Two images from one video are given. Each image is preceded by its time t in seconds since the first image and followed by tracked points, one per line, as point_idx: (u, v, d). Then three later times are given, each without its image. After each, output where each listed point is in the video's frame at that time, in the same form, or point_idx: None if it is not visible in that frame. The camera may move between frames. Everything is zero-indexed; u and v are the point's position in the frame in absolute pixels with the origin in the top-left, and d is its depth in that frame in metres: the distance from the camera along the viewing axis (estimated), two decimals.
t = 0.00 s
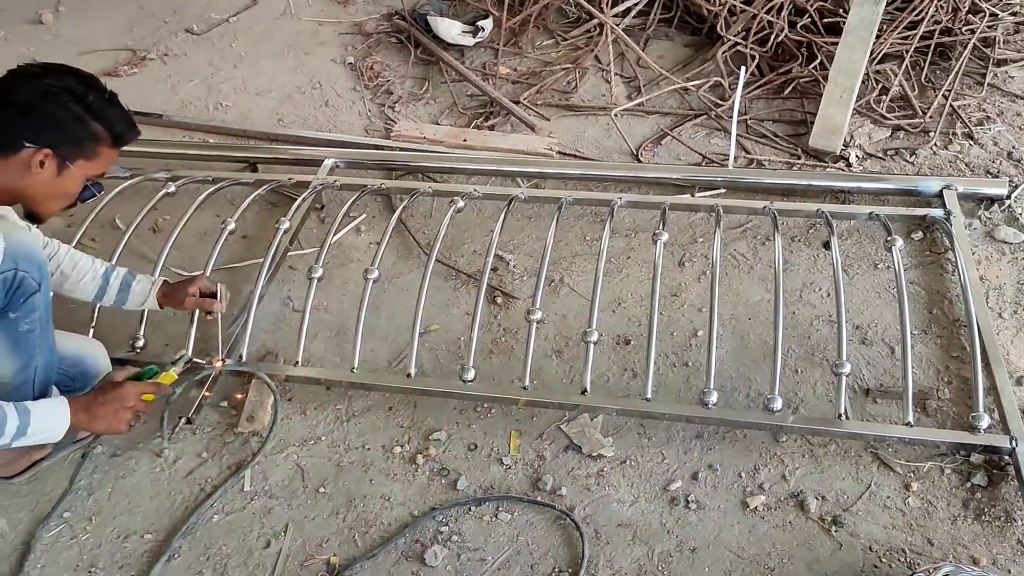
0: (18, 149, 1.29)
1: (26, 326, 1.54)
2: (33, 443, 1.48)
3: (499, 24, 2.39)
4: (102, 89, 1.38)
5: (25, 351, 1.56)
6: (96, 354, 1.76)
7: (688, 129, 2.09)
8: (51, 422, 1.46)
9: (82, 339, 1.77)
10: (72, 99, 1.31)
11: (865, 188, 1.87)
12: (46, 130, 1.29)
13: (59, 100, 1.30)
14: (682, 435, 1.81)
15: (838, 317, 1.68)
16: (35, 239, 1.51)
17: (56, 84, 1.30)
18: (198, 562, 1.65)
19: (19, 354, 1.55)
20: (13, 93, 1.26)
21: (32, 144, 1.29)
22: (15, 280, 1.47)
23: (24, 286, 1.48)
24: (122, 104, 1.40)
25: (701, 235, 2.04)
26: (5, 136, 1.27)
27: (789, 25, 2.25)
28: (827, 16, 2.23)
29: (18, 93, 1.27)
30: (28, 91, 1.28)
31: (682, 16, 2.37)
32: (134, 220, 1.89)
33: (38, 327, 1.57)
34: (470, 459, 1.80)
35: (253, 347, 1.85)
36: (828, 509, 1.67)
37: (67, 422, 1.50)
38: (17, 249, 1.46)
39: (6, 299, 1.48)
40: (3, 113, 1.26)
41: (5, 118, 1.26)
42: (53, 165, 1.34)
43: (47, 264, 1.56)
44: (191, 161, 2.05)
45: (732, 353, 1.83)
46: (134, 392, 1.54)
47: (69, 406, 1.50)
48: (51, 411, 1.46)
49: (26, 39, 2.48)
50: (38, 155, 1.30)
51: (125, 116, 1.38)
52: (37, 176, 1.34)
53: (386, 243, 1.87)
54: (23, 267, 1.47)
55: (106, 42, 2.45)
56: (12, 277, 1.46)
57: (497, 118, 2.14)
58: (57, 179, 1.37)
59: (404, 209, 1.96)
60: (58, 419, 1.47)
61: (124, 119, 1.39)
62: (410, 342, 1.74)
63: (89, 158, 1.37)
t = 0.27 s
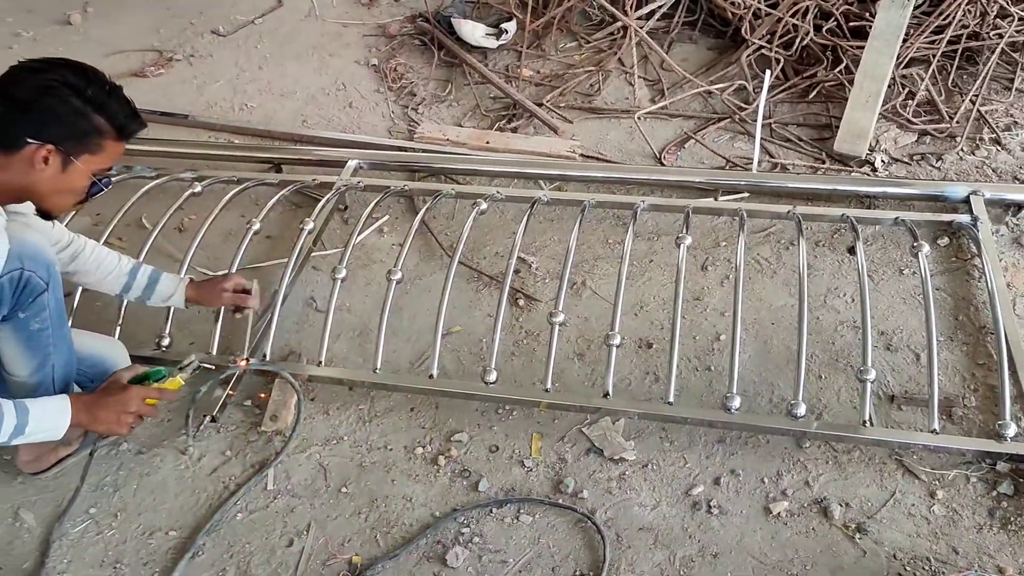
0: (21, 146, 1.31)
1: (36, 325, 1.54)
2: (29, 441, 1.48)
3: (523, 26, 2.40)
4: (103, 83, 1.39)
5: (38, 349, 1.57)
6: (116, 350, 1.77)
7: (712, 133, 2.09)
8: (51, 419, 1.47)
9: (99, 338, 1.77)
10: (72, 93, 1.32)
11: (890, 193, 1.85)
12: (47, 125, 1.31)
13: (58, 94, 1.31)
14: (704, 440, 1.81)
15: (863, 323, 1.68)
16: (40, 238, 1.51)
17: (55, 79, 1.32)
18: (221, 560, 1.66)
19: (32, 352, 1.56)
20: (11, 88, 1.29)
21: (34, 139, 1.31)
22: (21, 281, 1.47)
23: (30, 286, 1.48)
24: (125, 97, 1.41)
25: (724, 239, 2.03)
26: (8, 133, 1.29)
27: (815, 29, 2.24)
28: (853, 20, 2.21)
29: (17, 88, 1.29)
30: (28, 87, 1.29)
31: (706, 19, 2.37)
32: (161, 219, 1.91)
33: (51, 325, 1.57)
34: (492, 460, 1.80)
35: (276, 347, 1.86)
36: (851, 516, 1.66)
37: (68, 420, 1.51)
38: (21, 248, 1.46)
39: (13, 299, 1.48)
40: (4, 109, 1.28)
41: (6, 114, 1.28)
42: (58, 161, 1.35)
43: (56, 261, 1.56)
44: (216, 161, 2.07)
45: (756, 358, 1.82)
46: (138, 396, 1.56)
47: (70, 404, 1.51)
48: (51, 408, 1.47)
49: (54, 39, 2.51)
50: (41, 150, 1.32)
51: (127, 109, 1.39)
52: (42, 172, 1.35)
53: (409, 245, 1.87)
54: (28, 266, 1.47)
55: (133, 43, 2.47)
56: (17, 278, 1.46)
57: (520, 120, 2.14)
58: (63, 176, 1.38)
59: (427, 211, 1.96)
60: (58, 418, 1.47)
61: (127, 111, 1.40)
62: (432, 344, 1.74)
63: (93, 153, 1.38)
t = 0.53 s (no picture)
0: (36, 146, 1.32)
1: (57, 322, 1.54)
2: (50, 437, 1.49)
3: (549, 31, 2.41)
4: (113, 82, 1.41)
5: (60, 347, 1.57)
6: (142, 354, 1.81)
7: (738, 138, 2.09)
8: (71, 416, 1.47)
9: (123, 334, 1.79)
10: (83, 92, 1.34)
11: (919, 201, 1.84)
12: (60, 124, 1.33)
13: (69, 93, 1.33)
14: (729, 446, 1.81)
15: (892, 331, 1.66)
16: (58, 236, 1.50)
17: (66, 78, 1.34)
18: (247, 558, 1.68)
19: (55, 350, 1.56)
20: (24, 89, 1.30)
21: (48, 139, 1.33)
22: (39, 279, 1.46)
23: (48, 285, 1.47)
24: (135, 95, 1.44)
25: (750, 245, 2.03)
26: (22, 133, 1.31)
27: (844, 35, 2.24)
28: (883, 25, 2.20)
29: (30, 89, 1.31)
30: (39, 87, 1.31)
31: (734, 24, 2.38)
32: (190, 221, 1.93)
33: (72, 322, 1.57)
34: (516, 464, 1.81)
35: (303, 348, 1.87)
36: (878, 525, 1.65)
37: (88, 417, 1.52)
38: (38, 246, 1.46)
39: (32, 298, 1.48)
40: (18, 110, 1.30)
41: (19, 114, 1.30)
42: (72, 160, 1.37)
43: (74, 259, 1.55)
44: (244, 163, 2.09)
45: (782, 365, 1.82)
46: (160, 397, 1.57)
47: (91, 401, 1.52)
48: (72, 406, 1.47)
49: (87, 42, 2.55)
50: (54, 149, 1.33)
51: (138, 106, 1.42)
52: (57, 172, 1.37)
53: (435, 249, 1.88)
54: (46, 264, 1.46)
55: (164, 46, 2.50)
56: (35, 277, 1.45)
57: (547, 125, 2.15)
58: (77, 175, 1.40)
59: (453, 215, 1.97)
60: (77, 415, 1.48)
61: (137, 109, 1.42)
62: (457, 347, 1.75)
63: (106, 150, 1.40)
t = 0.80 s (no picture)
0: (59, 144, 1.35)
1: (92, 315, 1.56)
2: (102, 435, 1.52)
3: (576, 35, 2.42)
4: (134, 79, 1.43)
5: (95, 340, 1.59)
6: (163, 344, 1.83)
7: (766, 144, 2.08)
8: (122, 413, 1.50)
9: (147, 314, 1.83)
10: (104, 89, 1.37)
11: (949, 209, 1.82)
12: (84, 122, 1.35)
13: (90, 91, 1.35)
14: (754, 454, 1.80)
15: (921, 340, 1.65)
16: (93, 229, 1.54)
17: (88, 75, 1.36)
18: (272, 557, 1.69)
19: (89, 343, 1.59)
20: (47, 89, 1.33)
21: (71, 138, 1.35)
22: (76, 272, 1.49)
23: (84, 277, 1.50)
24: (156, 90, 1.45)
25: (777, 252, 2.02)
26: (46, 132, 1.34)
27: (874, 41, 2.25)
28: (913, 32, 2.23)
29: (52, 88, 1.33)
30: (61, 86, 1.33)
31: (763, 30, 2.38)
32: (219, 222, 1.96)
33: (105, 315, 1.60)
34: (540, 468, 1.81)
35: (329, 348, 1.89)
36: (905, 536, 1.64)
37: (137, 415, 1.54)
38: (73, 239, 1.49)
39: (69, 290, 1.51)
40: (42, 110, 1.33)
41: (44, 114, 1.33)
42: (95, 157, 1.40)
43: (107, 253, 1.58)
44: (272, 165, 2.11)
45: (808, 373, 1.81)
46: (208, 396, 1.60)
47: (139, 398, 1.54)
48: (122, 403, 1.50)
49: (120, 44, 2.59)
50: (78, 148, 1.36)
51: (158, 101, 1.43)
52: (82, 169, 1.40)
53: (461, 252, 1.89)
54: (83, 258, 1.49)
55: (195, 48, 2.54)
56: (72, 269, 1.48)
57: (573, 129, 2.15)
58: (100, 171, 1.43)
59: (480, 218, 1.97)
60: (126, 412, 1.50)
61: (159, 104, 1.44)
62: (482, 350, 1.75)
63: (128, 146, 1.44)
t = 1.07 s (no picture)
0: (90, 139, 1.37)
1: (128, 307, 1.61)
2: (165, 424, 1.59)
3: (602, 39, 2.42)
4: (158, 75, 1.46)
5: (128, 331, 1.64)
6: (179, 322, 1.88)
7: (793, 149, 2.08)
8: (184, 403, 1.57)
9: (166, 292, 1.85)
10: (131, 84, 1.39)
11: (979, 216, 1.80)
12: (114, 117, 1.37)
13: (118, 85, 1.37)
14: (778, 460, 1.79)
15: (948, 348, 1.63)
16: (129, 224, 1.58)
17: (115, 71, 1.38)
18: (295, 555, 1.70)
19: (123, 334, 1.63)
20: (75, 85, 1.35)
21: (102, 132, 1.37)
22: (113, 264, 1.54)
23: (123, 269, 1.55)
24: (180, 85, 1.48)
25: (803, 257, 2.01)
26: (77, 128, 1.36)
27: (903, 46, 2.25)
28: (942, 38, 2.23)
29: (81, 84, 1.36)
30: (90, 82, 1.36)
31: (790, 34, 2.38)
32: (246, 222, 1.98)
33: (139, 308, 1.64)
34: (561, 470, 1.81)
35: (353, 348, 1.90)
36: (930, 545, 1.62)
37: (196, 404, 1.61)
38: (111, 233, 1.53)
39: (108, 282, 1.56)
40: (72, 106, 1.35)
41: (75, 111, 1.35)
42: (126, 152, 1.41)
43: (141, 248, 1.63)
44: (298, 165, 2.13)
45: (833, 379, 1.80)
46: (260, 372, 1.68)
47: (198, 385, 1.61)
48: (185, 392, 1.57)
49: (151, 45, 2.62)
50: (110, 142, 1.38)
51: (183, 93, 1.45)
52: (113, 165, 1.42)
53: (485, 254, 1.90)
54: (120, 251, 1.54)
55: (224, 49, 2.56)
56: (112, 261, 1.53)
57: (598, 132, 2.15)
58: (131, 166, 1.44)
59: (504, 220, 1.98)
60: (187, 397, 1.57)
61: (183, 97, 1.46)
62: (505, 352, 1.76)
63: (157, 139, 1.45)
